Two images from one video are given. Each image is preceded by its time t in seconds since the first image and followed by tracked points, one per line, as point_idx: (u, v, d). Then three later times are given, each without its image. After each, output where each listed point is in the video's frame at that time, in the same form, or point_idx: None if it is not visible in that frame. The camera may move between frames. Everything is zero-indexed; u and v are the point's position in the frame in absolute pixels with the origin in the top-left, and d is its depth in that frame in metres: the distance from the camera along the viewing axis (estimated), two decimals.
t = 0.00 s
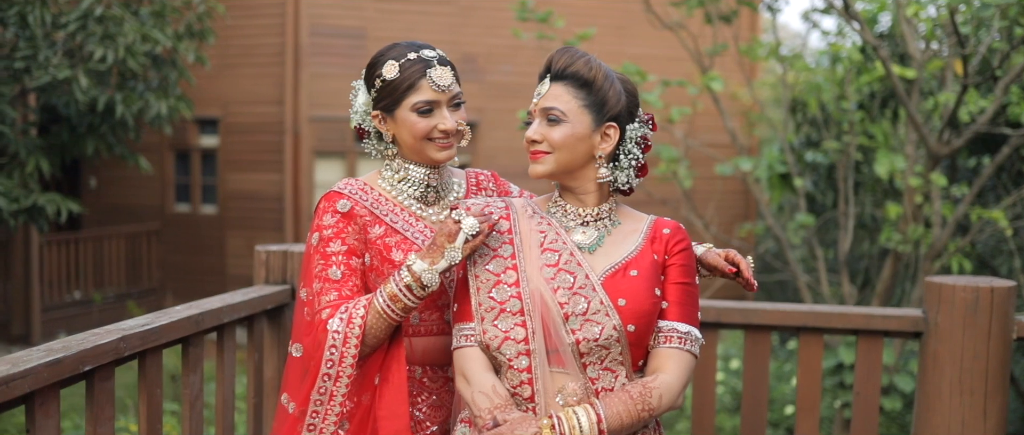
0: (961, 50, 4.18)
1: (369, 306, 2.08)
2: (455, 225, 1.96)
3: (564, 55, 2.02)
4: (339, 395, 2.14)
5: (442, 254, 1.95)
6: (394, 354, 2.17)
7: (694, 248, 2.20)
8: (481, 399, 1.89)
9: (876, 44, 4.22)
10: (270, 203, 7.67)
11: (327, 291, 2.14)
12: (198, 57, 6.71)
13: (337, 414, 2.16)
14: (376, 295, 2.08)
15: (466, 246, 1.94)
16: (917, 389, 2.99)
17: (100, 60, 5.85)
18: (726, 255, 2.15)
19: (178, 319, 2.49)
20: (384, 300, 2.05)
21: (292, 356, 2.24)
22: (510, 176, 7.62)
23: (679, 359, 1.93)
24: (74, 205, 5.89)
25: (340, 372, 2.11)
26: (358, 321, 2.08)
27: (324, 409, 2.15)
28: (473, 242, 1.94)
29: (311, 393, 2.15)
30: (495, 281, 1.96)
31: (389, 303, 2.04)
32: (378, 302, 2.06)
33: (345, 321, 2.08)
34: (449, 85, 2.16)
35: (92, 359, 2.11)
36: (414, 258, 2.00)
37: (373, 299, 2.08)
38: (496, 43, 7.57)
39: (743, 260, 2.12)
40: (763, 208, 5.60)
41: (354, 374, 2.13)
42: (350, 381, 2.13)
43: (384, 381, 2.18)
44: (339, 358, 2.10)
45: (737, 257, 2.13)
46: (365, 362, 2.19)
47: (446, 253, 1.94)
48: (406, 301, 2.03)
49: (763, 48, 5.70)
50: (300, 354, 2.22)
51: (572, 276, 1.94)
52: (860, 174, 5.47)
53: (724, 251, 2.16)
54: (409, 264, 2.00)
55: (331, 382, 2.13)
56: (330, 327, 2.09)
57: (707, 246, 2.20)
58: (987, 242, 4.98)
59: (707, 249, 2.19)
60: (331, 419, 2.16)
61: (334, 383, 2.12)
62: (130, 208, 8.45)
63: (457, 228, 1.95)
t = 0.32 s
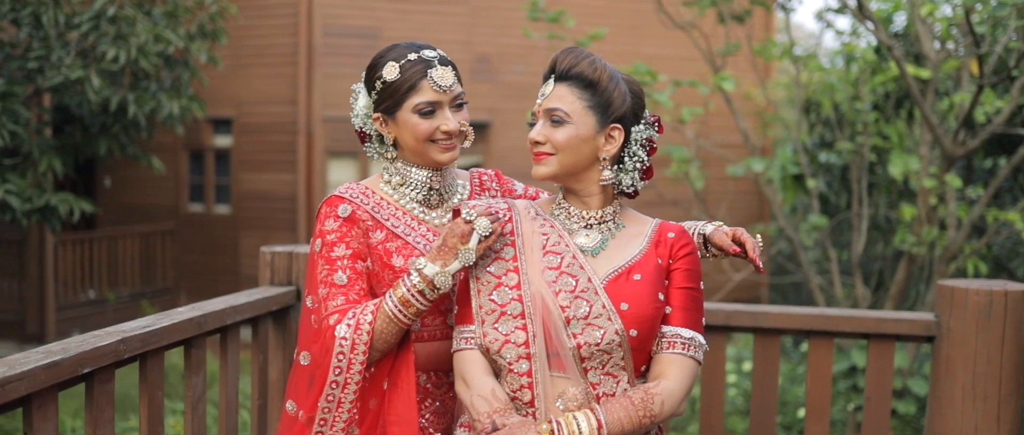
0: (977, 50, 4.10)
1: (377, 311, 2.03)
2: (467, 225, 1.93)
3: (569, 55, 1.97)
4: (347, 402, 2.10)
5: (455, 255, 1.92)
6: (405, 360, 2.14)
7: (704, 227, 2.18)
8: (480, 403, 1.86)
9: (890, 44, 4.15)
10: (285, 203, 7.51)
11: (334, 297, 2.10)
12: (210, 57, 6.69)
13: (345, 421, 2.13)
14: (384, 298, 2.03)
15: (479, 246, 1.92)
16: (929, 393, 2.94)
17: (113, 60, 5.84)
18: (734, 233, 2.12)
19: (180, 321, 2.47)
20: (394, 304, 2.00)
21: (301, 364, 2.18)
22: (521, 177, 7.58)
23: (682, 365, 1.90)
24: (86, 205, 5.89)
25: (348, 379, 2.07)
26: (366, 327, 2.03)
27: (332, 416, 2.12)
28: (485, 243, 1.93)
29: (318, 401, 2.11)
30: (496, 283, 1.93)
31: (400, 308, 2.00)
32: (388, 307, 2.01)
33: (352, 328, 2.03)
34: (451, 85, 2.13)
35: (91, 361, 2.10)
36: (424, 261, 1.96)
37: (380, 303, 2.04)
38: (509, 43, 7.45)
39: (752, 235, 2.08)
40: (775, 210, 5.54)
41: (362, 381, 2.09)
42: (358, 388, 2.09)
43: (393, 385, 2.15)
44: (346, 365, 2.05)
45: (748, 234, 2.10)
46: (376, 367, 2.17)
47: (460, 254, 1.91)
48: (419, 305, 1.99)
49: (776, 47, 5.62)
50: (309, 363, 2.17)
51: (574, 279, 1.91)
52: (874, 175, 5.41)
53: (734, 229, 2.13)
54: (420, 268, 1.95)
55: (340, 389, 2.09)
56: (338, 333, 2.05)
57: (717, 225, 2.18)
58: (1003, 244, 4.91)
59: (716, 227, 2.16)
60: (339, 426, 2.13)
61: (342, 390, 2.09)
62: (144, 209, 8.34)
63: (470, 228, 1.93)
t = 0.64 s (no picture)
0: (993, 50, 4.02)
1: (385, 315, 1.99)
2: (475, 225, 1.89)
3: (571, 55, 1.92)
4: (351, 408, 2.06)
5: (465, 255, 1.88)
6: (411, 364, 2.08)
7: (707, 211, 2.11)
8: (480, 408, 1.83)
9: (905, 44, 4.07)
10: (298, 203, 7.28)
11: (341, 302, 2.06)
12: (222, 57, 6.65)
13: (348, 427, 2.08)
14: (393, 301, 1.98)
15: (490, 245, 1.88)
16: (941, 397, 2.89)
17: (125, 60, 5.83)
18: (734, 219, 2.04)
19: (180, 323, 2.45)
20: (403, 307, 1.95)
21: (306, 371, 2.19)
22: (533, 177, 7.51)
23: (685, 371, 1.86)
24: (98, 205, 5.87)
25: (352, 385, 2.02)
26: (373, 332, 1.99)
27: (335, 422, 2.07)
28: (496, 241, 1.89)
29: (322, 405, 2.07)
30: (497, 286, 1.90)
31: (409, 311, 1.95)
32: (397, 311, 1.96)
33: (359, 333, 1.99)
34: (451, 84, 2.10)
35: (89, 364, 2.08)
36: (434, 264, 1.90)
37: (388, 308, 1.99)
38: (523, 43, 7.30)
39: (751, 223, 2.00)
40: (788, 210, 5.49)
41: (366, 387, 2.04)
42: (362, 394, 2.05)
43: (399, 389, 2.09)
44: (351, 371, 2.01)
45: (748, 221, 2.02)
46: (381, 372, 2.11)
47: (472, 255, 1.87)
48: (430, 309, 1.94)
49: (791, 47, 5.54)
50: (313, 370, 2.18)
51: (575, 283, 1.88)
52: (889, 176, 5.33)
53: (735, 214, 2.06)
54: (429, 270, 1.90)
55: (343, 395, 2.04)
56: (343, 338, 2.01)
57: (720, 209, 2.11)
58: (1021, 246, 4.83)
59: (718, 212, 2.09)
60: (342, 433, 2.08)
61: (345, 396, 2.04)
62: (158, 209, 8.24)
63: (480, 226, 1.88)
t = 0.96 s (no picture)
0: (1009, 49, 3.94)
1: (393, 314, 1.95)
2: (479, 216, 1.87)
3: (572, 54, 1.88)
4: (355, 411, 2.03)
5: (473, 247, 1.85)
6: (420, 367, 2.03)
7: (703, 204, 1.98)
8: (477, 412, 1.80)
9: (919, 44, 4.00)
10: (308, 203, 7.26)
11: (346, 306, 2.03)
12: (233, 57, 6.64)
13: (351, 430, 2.05)
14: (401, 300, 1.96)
15: (495, 236, 1.86)
16: (953, 403, 2.84)
17: (136, 60, 5.82)
18: (726, 215, 1.90)
19: (179, 324, 2.43)
20: (412, 306, 1.91)
21: (303, 379, 2.18)
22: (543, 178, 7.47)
23: (686, 377, 1.82)
24: (109, 205, 5.86)
25: (357, 388, 1.99)
26: (379, 334, 1.96)
27: (338, 425, 2.04)
28: (501, 230, 1.88)
29: (324, 409, 2.03)
30: (496, 288, 1.86)
31: (418, 309, 1.91)
32: (405, 309, 1.92)
33: (365, 335, 1.96)
34: (449, 83, 2.07)
35: (84, 366, 2.06)
36: (440, 259, 1.86)
37: (395, 309, 1.96)
38: (534, 43, 7.22)
39: (741, 222, 1.85)
40: (800, 212, 5.43)
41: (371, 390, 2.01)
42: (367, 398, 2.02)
43: (405, 390, 2.04)
44: (356, 373, 1.98)
45: (739, 217, 1.87)
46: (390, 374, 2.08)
47: (479, 244, 1.84)
48: (440, 307, 1.90)
49: (804, 47, 5.47)
50: (310, 379, 2.17)
51: (576, 286, 1.84)
52: (902, 177, 5.25)
53: (729, 208, 1.92)
54: (436, 266, 1.86)
55: (347, 398, 2.01)
56: (349, 340, 1.97)
57: (717, 201, 1.97)
58: None
59: (713, 205, 1.96)
60: None
61: (350, 399, 2.01)
62: (170, 208, 8.23)
63: (485, 216, 1.86)
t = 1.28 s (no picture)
0: None
1: (402, 310, 1.89)
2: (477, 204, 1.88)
3: (569, 52, 1.84)
4: (359, 413, 1.97)
5: (477, 234, 1.82)
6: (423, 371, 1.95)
7: (689, 205, 1.93)
8: (473, 417, 1.76)
9: (933, 43, 3.93)
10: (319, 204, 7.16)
11: (353, 310, 1.95)
12: (244, 57, 6.58)
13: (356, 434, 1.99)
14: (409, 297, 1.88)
15: (496, 220, 1.86)
16: (963, 408, 2.78)
17: (146, 60, 5.79)
18: (705, 218, 1.85)
19: (177, 325, 2.41)
20: (421, 299, 1.83)
21: (297, 389, 2.13)
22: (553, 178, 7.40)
23: (686, 382, 1.79)
24: (119, 204, 5.84)
25: (361, 389, 1.93)
26: (384, 334, 1.89)
27: (342, 428, 1.98)
28: (501, 215, 1.89)
29: (328, 411, 1.97)
30: (493, 290, 1.82)
31: (428, 303, 1.83)
32: (414, 303, 1.84)
33: (369, 335, 1.89)
34: (444, 83, 2.02)
35: (77, 367, 2.04)
36: (445, 248, 1.81)
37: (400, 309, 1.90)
38: (545, 42, 7.16)
39: (716, 229, 1.81)
40: (812, 212, 5.36)
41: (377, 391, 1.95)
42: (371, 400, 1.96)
43: (410, 389, 1.96)
44: (361, 375, 1.91)
45: (718, 223, 1.82)
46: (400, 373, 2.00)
47: (483, 231, 1.82)
48: (452, 297, 1.83)
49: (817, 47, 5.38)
50: (306, 388, 2.12)
51: (575, 289, 1.80)
52: (916, 177, 5.17)
53: (711, 211, 1.87)
54: (443, 256, 1.80)
55: (351, 400, 1.95)
56: (353, 341, 1.91)
57: (702, 203, 1.92)
58: None
59: (699, 207, 1.91)
60: None
61: (354, 402, 1.95)
62: (182, 208, 8.16)
63: (483, 202, 1.86)
